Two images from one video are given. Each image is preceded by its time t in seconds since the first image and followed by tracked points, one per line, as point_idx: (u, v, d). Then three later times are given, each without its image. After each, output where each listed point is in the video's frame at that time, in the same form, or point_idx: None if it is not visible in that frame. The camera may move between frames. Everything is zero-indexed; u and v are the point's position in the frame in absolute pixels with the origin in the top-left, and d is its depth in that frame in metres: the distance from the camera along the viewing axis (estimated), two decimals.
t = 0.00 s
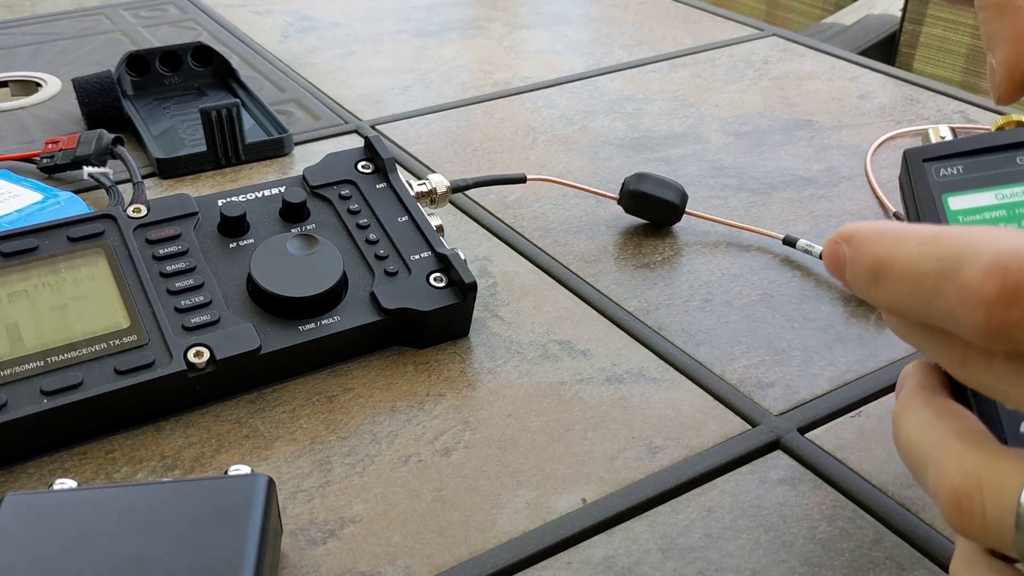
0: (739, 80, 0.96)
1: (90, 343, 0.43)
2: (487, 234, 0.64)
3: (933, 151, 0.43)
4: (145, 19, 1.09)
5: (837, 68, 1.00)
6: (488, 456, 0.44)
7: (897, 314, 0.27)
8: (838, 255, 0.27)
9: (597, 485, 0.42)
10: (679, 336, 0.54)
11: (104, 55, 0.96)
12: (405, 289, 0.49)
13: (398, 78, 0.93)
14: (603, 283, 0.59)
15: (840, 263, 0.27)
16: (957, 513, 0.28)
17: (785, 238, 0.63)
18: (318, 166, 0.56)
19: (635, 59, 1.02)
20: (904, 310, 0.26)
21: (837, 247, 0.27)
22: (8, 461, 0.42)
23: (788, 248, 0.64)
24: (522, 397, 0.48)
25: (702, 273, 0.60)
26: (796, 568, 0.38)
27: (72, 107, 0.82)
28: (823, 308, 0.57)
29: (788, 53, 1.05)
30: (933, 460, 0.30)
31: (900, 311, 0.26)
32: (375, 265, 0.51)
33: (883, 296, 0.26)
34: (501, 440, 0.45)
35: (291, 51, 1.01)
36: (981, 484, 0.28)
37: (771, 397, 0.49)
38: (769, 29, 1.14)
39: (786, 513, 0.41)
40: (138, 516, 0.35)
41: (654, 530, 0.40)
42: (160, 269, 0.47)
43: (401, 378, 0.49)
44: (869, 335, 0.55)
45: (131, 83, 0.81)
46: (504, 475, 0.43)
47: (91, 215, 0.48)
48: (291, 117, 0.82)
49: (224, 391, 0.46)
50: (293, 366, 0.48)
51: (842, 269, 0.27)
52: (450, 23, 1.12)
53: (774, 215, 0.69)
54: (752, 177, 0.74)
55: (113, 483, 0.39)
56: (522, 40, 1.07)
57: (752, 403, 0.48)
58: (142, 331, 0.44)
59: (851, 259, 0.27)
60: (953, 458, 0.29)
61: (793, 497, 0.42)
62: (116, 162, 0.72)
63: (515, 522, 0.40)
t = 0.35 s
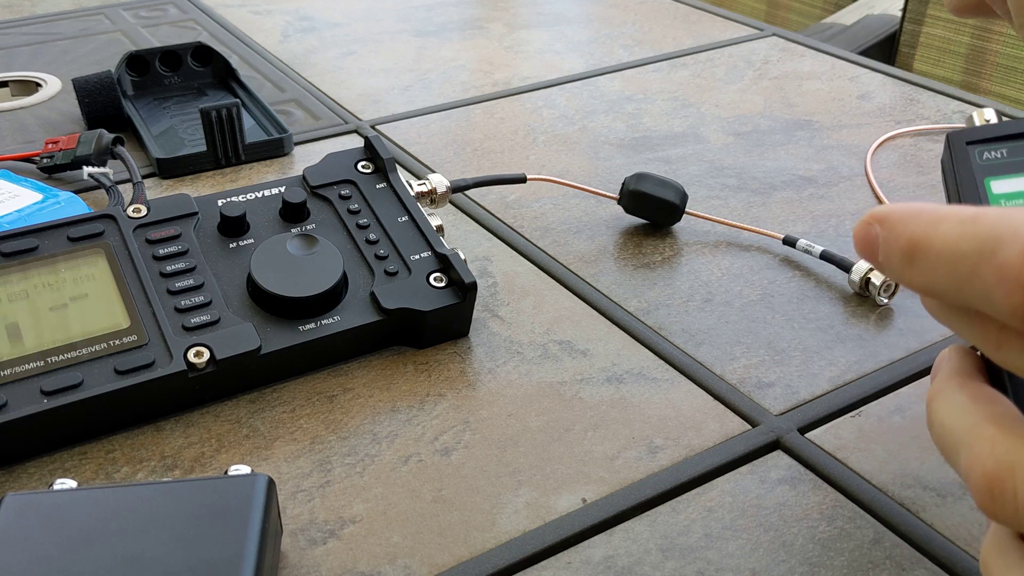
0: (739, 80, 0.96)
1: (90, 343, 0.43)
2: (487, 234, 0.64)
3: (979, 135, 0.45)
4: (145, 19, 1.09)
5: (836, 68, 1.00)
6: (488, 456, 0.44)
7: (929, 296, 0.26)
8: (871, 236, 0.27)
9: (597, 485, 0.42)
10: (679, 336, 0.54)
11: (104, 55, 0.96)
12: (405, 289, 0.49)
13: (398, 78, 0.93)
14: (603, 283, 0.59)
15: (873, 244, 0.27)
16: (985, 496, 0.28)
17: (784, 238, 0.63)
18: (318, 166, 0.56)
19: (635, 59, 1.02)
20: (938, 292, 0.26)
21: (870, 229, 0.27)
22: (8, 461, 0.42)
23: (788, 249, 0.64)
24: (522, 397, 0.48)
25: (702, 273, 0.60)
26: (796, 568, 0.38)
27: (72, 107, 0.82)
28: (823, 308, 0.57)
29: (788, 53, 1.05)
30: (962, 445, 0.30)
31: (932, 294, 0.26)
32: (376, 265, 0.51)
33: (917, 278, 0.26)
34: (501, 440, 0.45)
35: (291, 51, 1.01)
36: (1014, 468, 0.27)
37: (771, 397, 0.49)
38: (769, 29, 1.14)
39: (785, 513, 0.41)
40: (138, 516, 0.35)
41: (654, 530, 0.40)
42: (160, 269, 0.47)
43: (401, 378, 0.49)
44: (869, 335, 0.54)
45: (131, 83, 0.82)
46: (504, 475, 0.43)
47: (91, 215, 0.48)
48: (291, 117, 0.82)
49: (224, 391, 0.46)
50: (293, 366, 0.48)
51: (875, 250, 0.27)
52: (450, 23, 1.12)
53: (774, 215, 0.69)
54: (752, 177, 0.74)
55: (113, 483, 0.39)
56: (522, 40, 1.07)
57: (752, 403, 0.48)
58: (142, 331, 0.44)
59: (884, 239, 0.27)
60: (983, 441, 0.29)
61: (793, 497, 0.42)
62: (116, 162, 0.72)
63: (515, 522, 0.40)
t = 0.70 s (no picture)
0: (739, 80, 0.96)
1: (89, 343, 0.43)
2: (487, 234, 0.64)
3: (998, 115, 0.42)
4: (145, 19, 1.09)
5: (837, 68, 1.00)
6: (488, 456, 0.44)
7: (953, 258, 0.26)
8: (896, 199, 0.27)
9: (597, 485, 0.42)
10: (679, 336, 0.54)
11: (104, 55, 0.96)
12: (404, 289, 0.49)
13: (398, 78, 0.93)
14: (603, 283, 0.59)
15: (897, 208, 0.27)
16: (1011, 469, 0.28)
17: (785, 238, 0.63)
18: (318, 166, 0.56)
19: (635, 59, 1.02)
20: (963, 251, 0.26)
21: (895, 191, 0.27)
22: (8, 461, 0.42)
23: (788, 249, 0.64)
24: (522, 397, 0.48)
25: (701, 273, 0.60)
26: (796, 568, 0.38)
27: (72, 106, 0.82)
28: (823, 308, 0.57)
29: (788, 53, 1.05)
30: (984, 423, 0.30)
31: (956, 254, 0.26)
32: (376, 265, 0.51)
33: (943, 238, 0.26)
34: (501, 440, 0.45)
35: (291, 51, 1.00)
36: None
37: (771, 397, 0.49)
38: (769, 29, 1.14)
39: (785, 513, 0.41)
40: (138, 516, 0.35)
41: (654, 530, 0.40)
42: (160, 269, 0.47)
43: (401, 378, 0.49)
44: (869, 335, 0.54)
45: (131, 83, 0.82)
46: (504, 475, 0.43)
47: (91, 215, 0.48)
48: (291, 118, 0.82)
49: (224, 391, 0.46)
50: (293, 366, 0.48)
51: (899, 214, 0.27)
52: (450, 23, 1.12)
53: (774, 215, 0.69)
54: (752, 178, 0.74)
55: (113, 483, 0.39)
56: (522, 40, 1.07)
57: (752, 403, 0.48)
58: (142, 331, 0.44)
59: (909, 202, 0.26)
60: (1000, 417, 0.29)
61: (793, 497, 0.42)
62: (116, 162, 0.72)
63: (515, 522, 0.40)
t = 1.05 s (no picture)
0: (739, 80, 0.96)
1: (89, 343, 0.43)
2: (487, 234, 0.64)
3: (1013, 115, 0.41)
4: (145, 19, 1.09)
5: (837, 68, 1.00)
6: (488, 456, 0.44)
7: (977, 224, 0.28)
8: (917, 170, 0.28)
9: (597, 485, 0.42)
10: (678, 336, 0.54)
11: (104, 55, 0.96)
12: (405, 289, 0.49)
13: (398, 78, 0.93)
14: (603, 283, 0.59)
15: (917, 180, 0.28)
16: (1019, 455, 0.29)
17: (785, 238, 0.63)
18: (318, 166, 0.56)
19: (635, 59, 1.02)
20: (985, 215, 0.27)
21: (917, 163, 0.28)
22: (9, 460, 0.42)
23: (788, 249, 0.64)
24: (522, 398, 0.48)
25: (702, 273, 0.60)
26: (796, 568, 0.38)
27: (72, 106, 0.82)
28: (823, 308, 0.57)
29: (788, 53, 1.05)
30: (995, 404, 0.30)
31: (981, 219, 0.28)
32: (376, 265, 0.51)
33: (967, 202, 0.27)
34: (501, 440, 0.45)
35: (291, 51, 1.00)
36: None
37: (771, 397, 0.49)
38: (769, 29, 1.14)
39: (785, 513, 0.41)
40: (138, 516, 0.35)
41: (654, 530, 0.40)
42: (160, 269, 0.47)
43: (401, 378, 0.49)
44: (869, 335, 0.54)
45: (131, 83, 0.82)
46: (504, 475, 0.43)
47: (91, 215, 0.48)
48: (291, 117, 0.82)
49: (224, 391, 0.46)
50: (293, 366, 0.48)
51: (919, 186, 0.28)
52: (449, 23, 1.12)
53: (774, 215, 0.69)
54: (752, 177, 0.74)
55: (113, 483, 0.39)
56: (522, 39, 1.07)
57: (752, 403, 0.48)
58: (142, 331, 0.44)
59: (930, 173, 0.28)
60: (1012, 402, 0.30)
61: (793, 497, 0.42)
62: (116, 162, 0.72)
63: (515, 522, 0.40)
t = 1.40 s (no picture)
0: (739, 80, 0.96)
1: (89, 343, 0.43)
2: (487, 234, 0.64)
3: None
4: (145, 19, 1.09)
5: (837, 68, 1.00)
6: (489, 456, 0.44)
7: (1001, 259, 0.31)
8: (956, 213, 0.32)
9: (597, 485, 0.42)
10: (678, 336, 0.54)
11: (104, 55, 0.96)
12: (405, 288, 0.49)
13: (398, 78, 0.93)
14: (603, 283, 0.59)
15: (955, 221, 0.32)
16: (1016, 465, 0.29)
17: (784, 238, 0.63)
18: (318, 166, 0.56)
19: (635, 59, 1.02)
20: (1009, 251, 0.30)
21: (957, 208, 0.32)
22: (8, 461, 0.42)
23: (788, 249, 0.64)
24: (522, 398, 0.48)
25: (702, 273, 0.60)
26: (796, 568, 0.38)
27: (72, 106, 0.82)
28: (822, 308, 0.57)
29: (788, 53, 1.05)
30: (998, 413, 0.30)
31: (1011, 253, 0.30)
32: (376, 265, 0.51)
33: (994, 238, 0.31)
34: (501, 440, 0.45)
35: (291, 51, 1.00)
36: None
37: (771, 397, 0.49)
38: (769, 29, 1.14)
39: (785, 513, 0.41)
40: (138, 516, 0.35)
41: (654, 530, 0.40)
42: (159, 269, 0.47)
43: (401, 378, 0.49)
44: (869, 335, 0.54)
45: (131, 83, 0.82)
46: (504, 475, 0.43)
47: (91, 215, 0.48)
48: (291, 117, 0.82)
49: (223, 391, 0.46)
50: (293, 366, 0.48)
51: (958, 227, 0.32)
52: (449, 23, 1.12)
53: (774, 215, 0.69)
54: (751, 178, 0.74)
55: (113, 483, 0.39)
56: (522, 40, 1.07)
57: (752, 403, 0.48)
58: (142, 331, 0.44)
59: (965, 214, 0.32)
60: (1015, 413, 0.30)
61: (793, 497, 0.42)
62: (116, 162, 0.72)
63: (516, 522, 0.40)
